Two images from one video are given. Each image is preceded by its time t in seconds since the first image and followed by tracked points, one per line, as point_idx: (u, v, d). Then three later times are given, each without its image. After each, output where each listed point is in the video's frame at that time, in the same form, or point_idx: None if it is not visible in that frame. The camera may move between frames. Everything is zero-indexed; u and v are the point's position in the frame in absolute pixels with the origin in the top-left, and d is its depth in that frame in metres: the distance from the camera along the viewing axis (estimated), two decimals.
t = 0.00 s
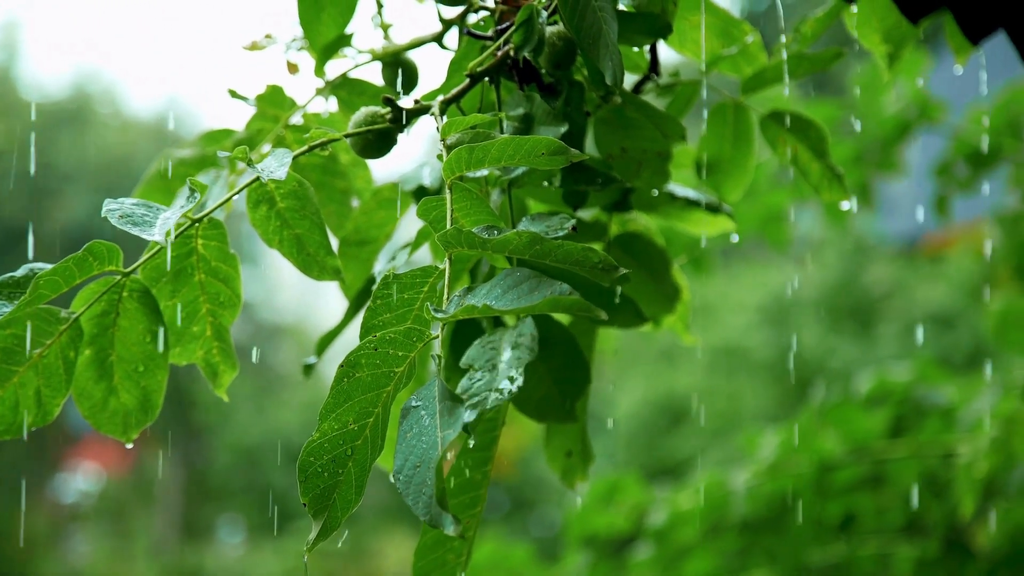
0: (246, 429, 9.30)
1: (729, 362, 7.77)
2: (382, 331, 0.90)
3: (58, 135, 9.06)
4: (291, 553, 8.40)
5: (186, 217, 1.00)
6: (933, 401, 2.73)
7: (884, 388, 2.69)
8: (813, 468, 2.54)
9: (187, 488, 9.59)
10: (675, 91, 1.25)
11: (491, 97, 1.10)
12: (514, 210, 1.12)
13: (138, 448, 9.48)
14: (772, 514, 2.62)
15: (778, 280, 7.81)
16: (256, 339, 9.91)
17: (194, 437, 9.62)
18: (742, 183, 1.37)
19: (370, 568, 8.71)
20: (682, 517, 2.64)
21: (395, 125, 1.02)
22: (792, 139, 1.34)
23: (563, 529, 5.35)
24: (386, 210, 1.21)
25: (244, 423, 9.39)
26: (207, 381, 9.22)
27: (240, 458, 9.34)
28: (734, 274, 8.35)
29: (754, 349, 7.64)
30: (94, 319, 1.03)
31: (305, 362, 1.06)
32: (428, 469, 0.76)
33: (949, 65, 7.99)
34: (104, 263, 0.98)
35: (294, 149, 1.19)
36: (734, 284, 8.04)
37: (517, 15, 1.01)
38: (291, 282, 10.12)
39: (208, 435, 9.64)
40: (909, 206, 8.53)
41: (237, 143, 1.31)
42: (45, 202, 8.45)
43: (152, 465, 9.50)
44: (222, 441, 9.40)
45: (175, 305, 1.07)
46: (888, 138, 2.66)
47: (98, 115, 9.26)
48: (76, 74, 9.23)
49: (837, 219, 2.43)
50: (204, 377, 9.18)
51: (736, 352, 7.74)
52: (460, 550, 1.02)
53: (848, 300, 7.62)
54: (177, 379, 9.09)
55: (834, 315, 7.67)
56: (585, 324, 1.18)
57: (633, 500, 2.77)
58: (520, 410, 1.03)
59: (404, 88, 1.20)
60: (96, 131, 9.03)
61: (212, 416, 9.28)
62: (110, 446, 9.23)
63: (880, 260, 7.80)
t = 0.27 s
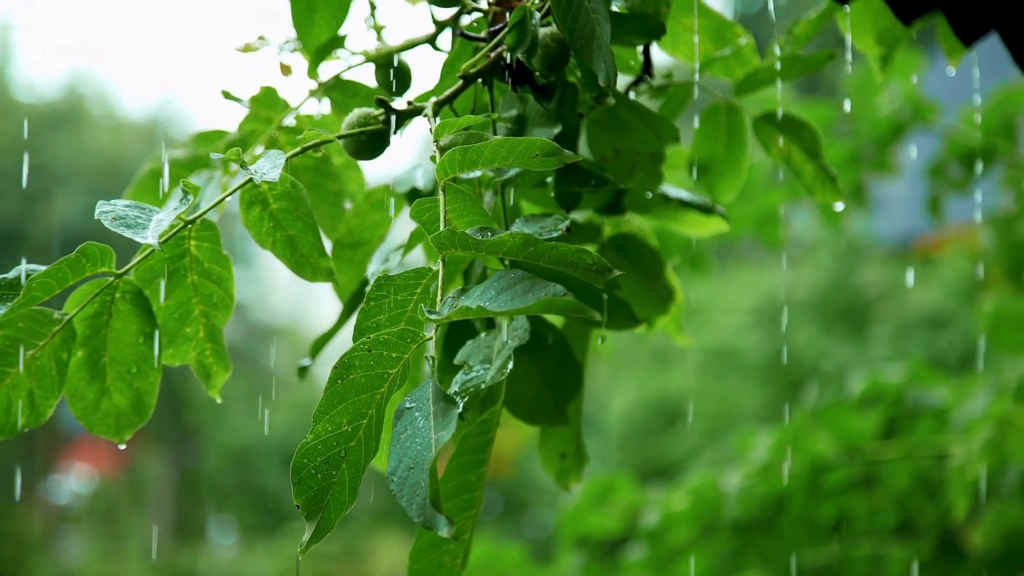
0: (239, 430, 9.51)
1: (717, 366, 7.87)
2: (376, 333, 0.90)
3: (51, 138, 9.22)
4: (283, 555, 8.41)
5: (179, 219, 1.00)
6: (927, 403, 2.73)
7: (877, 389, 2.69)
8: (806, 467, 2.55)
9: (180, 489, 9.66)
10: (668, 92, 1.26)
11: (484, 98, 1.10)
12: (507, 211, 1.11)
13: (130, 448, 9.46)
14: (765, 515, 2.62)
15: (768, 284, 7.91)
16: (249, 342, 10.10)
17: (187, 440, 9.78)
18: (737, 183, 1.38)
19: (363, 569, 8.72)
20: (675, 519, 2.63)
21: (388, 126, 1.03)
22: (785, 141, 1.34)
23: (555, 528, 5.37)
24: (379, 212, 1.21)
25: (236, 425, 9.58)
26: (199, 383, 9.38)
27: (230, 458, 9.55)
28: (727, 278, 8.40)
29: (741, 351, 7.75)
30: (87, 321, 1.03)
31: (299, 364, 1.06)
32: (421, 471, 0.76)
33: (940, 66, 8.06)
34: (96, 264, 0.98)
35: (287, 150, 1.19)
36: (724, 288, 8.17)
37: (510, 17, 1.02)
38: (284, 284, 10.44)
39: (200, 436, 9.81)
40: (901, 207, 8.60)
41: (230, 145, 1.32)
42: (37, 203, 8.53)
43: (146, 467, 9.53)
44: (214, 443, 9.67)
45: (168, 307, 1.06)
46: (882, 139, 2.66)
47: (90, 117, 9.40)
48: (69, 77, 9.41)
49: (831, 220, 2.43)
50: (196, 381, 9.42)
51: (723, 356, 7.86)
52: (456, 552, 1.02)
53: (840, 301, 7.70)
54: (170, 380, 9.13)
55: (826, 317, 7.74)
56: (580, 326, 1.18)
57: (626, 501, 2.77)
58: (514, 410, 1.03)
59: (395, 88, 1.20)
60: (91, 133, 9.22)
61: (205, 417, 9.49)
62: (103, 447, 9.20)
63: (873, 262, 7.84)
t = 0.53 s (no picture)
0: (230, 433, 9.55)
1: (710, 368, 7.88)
2: (368, 334, 0.90)
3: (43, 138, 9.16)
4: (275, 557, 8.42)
5: (171, 220, 1.00)
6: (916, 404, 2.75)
7: (869, 390, 2.70)
8: (800, 470, 2.55)
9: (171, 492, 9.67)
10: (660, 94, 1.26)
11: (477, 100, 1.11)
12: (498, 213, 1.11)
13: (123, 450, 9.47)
14: (757, 517, 2.63)
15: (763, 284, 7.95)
16: (242, 343, 10.07)
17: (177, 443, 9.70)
18: (728, 184, 1.37)
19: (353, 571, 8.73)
20: (667, 519, 2.64)
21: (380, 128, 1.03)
22: (777, 142, 1.34)
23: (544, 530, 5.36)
24: (371, 214, 1.22)
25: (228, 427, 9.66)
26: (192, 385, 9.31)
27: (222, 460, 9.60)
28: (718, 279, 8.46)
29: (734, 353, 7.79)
30: (79, 322, 1.03)
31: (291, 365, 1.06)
32: (412, 471, 0.76)
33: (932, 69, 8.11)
34: (88, 265, 0.98)
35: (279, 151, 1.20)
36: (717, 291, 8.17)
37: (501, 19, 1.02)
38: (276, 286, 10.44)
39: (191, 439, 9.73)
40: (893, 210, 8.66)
41: (222, 146, 1.32)
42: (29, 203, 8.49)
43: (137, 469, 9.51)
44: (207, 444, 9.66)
45: (160, 309, 1.06)
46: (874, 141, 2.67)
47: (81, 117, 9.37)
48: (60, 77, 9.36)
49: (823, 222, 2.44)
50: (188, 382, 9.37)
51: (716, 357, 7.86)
52: (447, 553, 1.01)
53: (833, 302, 7.73)
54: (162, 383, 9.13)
55: (819, 318, 7.76)
56: (571, 327, 1.18)
57: (617, 502, 2.78)
58: (504, 411, 1.03)
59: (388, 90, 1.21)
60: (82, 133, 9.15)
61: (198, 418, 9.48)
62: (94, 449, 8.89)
63: (865, 263, 7.94)
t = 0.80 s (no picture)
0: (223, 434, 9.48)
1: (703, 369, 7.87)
2: (361, 336, 0.89)
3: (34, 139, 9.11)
4: (268, 558, 8.36)
5: (164, 221, 0.99)
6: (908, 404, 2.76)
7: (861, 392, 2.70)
8: (791, 469, 2.56)
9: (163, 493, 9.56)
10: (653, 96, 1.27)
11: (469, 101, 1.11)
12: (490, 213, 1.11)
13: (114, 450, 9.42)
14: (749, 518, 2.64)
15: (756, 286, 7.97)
16: (234, 343, 9.98)
17: (169, 442, 9.54)
18: (720, 185, 1.38)
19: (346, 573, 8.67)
20: (660, 521, 2.65)
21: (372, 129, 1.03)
22: (768, 143, 1.35)
23: (535, 533, 5.30)
24: (363, 215, 1.23)
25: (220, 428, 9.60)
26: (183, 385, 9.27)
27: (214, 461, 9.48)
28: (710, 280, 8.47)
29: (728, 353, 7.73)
30: (71, 323, 1.03)
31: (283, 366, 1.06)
32: (408, 474, 0.76)
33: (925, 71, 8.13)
34: (80, 266, 0.98)
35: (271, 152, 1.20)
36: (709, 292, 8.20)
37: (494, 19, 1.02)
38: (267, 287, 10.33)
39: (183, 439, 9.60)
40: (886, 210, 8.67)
41: (214, 147, 1.32)
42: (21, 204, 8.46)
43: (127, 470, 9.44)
44: (199, 446, 9.54)
45: (152, 309, 1.06)
46: (865, 141, 2.67)
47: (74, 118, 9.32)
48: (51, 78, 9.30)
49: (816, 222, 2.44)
50: (181, 381, 9.33)
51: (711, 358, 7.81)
52: (440, 554, 1.01)
53: (825, 304, 7.70)
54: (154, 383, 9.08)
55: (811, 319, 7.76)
56: (563, 329, 1.18)
57: (610, 504, 2.77)
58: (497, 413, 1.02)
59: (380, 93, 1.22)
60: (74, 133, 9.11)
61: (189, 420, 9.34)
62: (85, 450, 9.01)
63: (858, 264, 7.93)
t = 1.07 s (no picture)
0: (218, 435, 9.35)
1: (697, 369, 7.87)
2: (354, 336, 0.89)
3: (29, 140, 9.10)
4: (262, 560, 8.35)
5: (157, 222, 1.00)
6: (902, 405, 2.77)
7: (855, 392, 2.70)
8: (785, 471, 2.54)
9: (157, 493, 9.50)
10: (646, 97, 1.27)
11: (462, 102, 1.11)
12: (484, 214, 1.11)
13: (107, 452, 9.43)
14: (743, 519, 2.64)
15: (745, 286, 8.01)
16: (227, 345, 9.71)
17: (161, 443, 9.49)
18: (714, 187, 1.38)
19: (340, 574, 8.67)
20: (653, 522, 2.65)
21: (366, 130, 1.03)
22: (762, 144, 1.35)
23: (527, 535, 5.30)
24: (356, 214, 1.23)
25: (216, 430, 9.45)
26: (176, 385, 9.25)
27: (207, 463, 9.38)
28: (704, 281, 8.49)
29: (721, 354, 7.74)
30: (64, 324, 1.03)
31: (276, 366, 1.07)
32: (397, 473, 0.76)
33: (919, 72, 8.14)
34: (74, 267, 0.98)
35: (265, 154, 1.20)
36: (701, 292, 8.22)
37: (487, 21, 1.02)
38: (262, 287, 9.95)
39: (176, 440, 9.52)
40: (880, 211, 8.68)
41: (208, 148, 1.32)
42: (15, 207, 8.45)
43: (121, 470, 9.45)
44: (191, 448, 9.43)
45: (146, 311, 1.07)
46: (857, 143, 2.67)
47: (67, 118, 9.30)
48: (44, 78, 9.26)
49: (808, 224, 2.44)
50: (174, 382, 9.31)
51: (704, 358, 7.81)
52: (433, 556, 1.01)
53: (814, 306, 7.79)
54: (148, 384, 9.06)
55: (803, 320, 7.81)
56: (556, 329, 1.18)
57: (605, 505, 2.77)
58: (491, 412, 1.02)
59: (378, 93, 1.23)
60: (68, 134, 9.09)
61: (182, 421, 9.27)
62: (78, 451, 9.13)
63: (851, 265, 7.94)
